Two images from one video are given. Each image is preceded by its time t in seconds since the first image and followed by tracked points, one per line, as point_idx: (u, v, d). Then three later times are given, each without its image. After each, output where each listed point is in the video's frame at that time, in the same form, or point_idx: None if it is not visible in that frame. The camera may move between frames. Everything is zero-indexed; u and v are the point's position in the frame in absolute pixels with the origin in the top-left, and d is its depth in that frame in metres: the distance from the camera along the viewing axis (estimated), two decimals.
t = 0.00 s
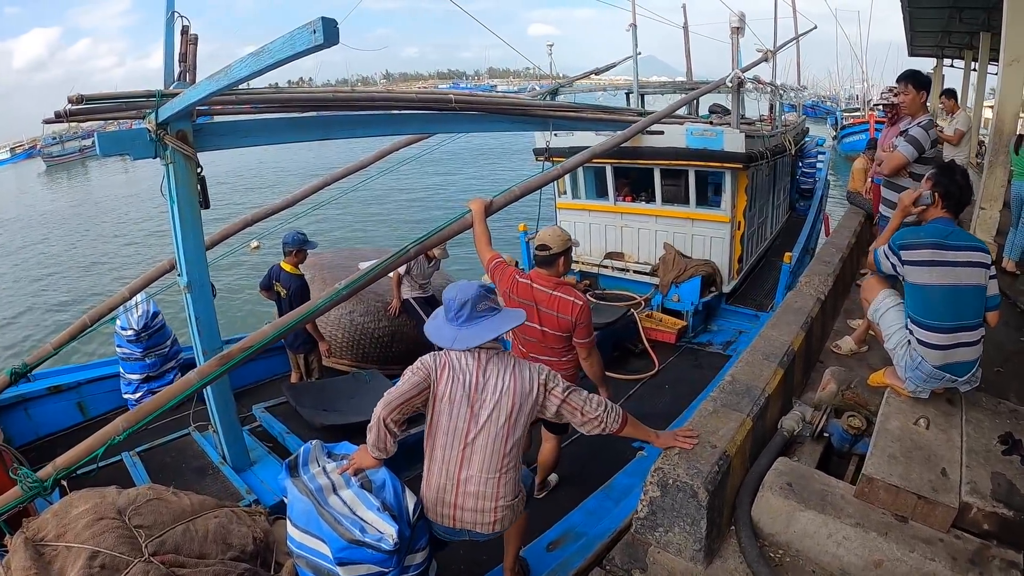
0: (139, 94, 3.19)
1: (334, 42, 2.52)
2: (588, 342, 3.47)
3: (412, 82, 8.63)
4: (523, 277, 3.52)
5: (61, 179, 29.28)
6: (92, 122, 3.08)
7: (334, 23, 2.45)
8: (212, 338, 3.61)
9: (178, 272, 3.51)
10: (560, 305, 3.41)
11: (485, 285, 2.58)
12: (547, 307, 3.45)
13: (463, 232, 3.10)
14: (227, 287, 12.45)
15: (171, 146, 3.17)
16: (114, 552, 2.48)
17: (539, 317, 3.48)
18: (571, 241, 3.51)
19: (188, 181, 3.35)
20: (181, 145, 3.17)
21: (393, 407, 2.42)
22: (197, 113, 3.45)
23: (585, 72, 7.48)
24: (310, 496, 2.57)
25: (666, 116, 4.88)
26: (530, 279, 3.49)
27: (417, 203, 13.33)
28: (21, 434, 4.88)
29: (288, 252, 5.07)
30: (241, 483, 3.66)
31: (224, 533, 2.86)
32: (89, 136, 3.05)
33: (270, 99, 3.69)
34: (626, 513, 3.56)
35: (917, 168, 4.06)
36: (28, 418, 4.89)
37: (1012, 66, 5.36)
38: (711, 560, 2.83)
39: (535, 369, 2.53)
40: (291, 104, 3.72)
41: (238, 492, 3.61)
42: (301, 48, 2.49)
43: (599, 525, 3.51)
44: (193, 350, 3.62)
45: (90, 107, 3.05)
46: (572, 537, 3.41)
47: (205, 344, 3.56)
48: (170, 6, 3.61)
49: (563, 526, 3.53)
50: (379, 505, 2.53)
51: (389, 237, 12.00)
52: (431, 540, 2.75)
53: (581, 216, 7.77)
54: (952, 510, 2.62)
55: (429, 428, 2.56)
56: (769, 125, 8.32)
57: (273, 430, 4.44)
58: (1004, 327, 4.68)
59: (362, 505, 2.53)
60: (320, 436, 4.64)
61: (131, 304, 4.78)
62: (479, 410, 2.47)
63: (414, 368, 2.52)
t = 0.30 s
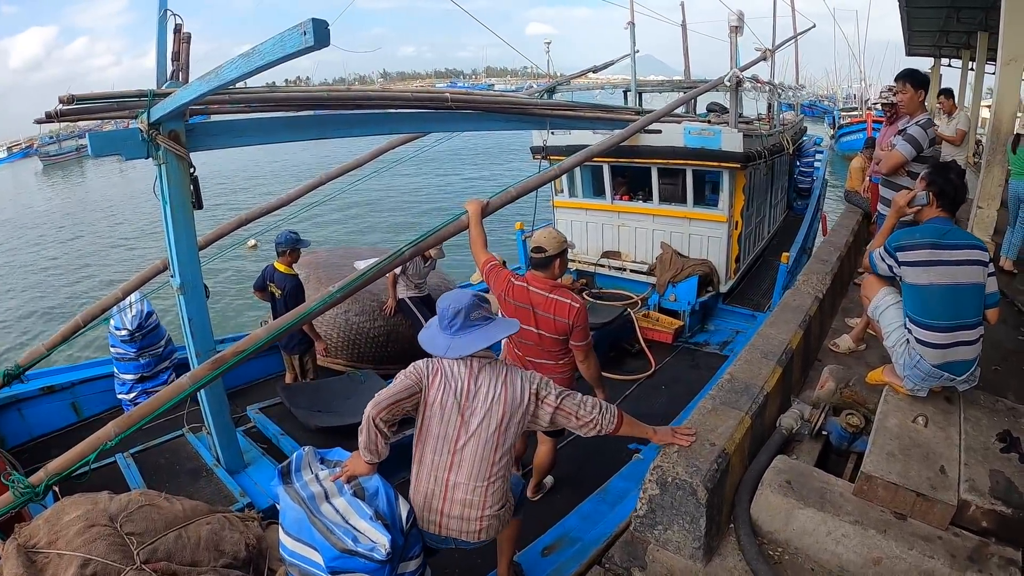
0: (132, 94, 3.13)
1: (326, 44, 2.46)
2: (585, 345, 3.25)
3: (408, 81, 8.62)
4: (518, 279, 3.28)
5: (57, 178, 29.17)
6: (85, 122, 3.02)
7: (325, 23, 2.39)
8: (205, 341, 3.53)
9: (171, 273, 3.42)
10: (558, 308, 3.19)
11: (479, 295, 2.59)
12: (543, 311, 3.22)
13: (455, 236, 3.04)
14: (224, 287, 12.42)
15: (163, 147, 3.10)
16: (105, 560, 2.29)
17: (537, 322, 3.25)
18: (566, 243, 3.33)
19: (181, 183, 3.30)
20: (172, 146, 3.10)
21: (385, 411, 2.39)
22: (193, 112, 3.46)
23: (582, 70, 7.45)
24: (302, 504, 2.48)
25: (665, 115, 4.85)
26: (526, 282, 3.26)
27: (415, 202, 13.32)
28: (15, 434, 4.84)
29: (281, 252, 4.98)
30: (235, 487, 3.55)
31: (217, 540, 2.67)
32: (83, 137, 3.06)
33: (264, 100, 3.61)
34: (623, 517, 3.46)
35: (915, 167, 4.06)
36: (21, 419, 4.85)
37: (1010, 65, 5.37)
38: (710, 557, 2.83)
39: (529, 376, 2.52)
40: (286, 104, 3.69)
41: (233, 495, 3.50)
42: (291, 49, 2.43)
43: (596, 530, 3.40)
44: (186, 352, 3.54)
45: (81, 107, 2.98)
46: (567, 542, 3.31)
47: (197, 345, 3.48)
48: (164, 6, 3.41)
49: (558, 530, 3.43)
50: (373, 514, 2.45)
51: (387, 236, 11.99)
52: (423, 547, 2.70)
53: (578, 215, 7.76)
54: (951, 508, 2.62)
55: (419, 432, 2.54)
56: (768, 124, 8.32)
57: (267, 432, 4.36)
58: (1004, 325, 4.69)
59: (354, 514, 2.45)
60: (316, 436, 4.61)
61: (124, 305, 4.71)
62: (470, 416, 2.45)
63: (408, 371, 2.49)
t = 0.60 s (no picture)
0: (122, 94, 3.10)
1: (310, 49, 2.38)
2: (577, 351, 3.12)
3: (406, 80, 8.59)
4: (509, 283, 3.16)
5: (55, 178, 29.12)
6: (76, 123, 3.01)
7: (309, 27, 2.32)
8: (197, 344, 3.50)
9: (162, 275, 3.41)
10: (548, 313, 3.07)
11: (464, 298, 2.54)
12: (534, 316, 3.10)
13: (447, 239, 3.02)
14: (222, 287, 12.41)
15: (154, 147, 3.10)
16: (93, 566, 2.30)
17: (527, 327, 3.13)
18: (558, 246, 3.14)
19: (172, 183, 3.29)
20: (163, 147, 3.10)
21: (371, 422, 2.34)
22: (188, 112, 3.44)
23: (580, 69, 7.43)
24: (291, 514, 2.48)
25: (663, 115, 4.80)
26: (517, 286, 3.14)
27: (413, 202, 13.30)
28: (9, 434, 4.84)
29: (273, 252, 4.95)
30: (226, 488, 3.53)
31: (205, 546, 2.64)
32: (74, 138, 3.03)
33: (259, 99, 3.59)
34: (615, 522, 3.41)
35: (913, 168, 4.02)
36: (15, 418, 4.85)
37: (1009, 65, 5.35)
38: (704, 558, 2.82)
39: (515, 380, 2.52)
40: (279, 104, 3.66)
41: (223, 497, 3.46)
42: (274, 54, 2.36)
43: (587, 535, 3.35)
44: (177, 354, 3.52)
45: (72, 108, 2.98)
46: (558, 547, 3.27)
47: (189, 347, 3.46)
48: (156, 6, 3.36)
49: (548, 535, 3.39)
50: (361, 526, 2.40)
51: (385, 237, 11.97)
52: (412, 551, 2.69)
53: (575, 215, 7.76)
54: (946, 509, 2.61)
55: (405, 440, 2.52)
56: (766, 123, 8.31)
57: (261, 433, 4.33)
58: (1000, 325, 4.68)
59: (343, 525, 2.41)
60: (311, 437, 4.60)
61: (119, 304, 4.69)
62: (457, 422, 2.43)
63: (391, 380, 2.45)
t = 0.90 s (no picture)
0: (109, 96, 3.09)
1: (288, 53, 2.31)
2: (564, 355, 3.09)
3: (402, 80, 8.58)
4: (493, 286, 3.09)
5: (55, 177, 29.14)
6: (64, 125, 3.03)
7: (285, 31, 2.25)
8: (186, 347, 3.50)
9: (151, 276, 3.41)
10: (533, 318, 3.02)
11: (401, 295, 2.52)
12: (519, 320, 3.05)
13: (439, 241, 3.01)
14: (220, 286, 12.40)
15: (141, 149, 3.10)
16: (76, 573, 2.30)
17: (512, 330, 3.09)
18: (544, 249, 3.09)
19: (161, 184, 3.29)
20: (151, 149, 3.11)
21: (332, 440, 2.29)
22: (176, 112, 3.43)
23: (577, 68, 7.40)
24: (276, 527, 2.37)
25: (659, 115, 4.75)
26: (500, 289, 3.06)
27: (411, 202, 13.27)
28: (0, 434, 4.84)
29: (263, 253, 4.90)
30: (215, 491, 3.53)
31: (189, 551, 2.63)
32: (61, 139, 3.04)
33: (252, 99, 3.56)
34: (604, 529, 3.32)
35: (908, 168, 4.02)
36: (7, 418, 4.85)
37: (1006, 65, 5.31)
38: (694, 562, 2.79)
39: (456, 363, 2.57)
40: (269, 104, 3.61)
41: (212, 499, 3.46)
42: (251, 59, 2.30)
43: (575, 542, 3.29)
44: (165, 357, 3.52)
45: (60, 110, 3.00)
46: (545, 554, 3.20)
47: (177, 348, 3.45)
48: (144, 6, 3.36)
49: (536, 541, 3.31)
50: (347, 542, 2.34)
51: (382, 236, 11.95)
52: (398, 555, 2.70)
53: (570, 215, 7.73)
54: (937, 514, 2.59)
55: (368, 450, 2.48)
56: (764, 123, 8.28)
57: (251, 435, 4.30)
58: (995, 327, 4.65)
59: (329, 543, 2.34)
60: (303, 438, 4.59)
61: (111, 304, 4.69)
62: (416, 419, 2.44)
63: (338, 396, 2.39)
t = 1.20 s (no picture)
0: (99, 96, 3.11)
1: (266, 54, 2.31)
2: (550, 360, 3.04)
3: (399, 79, 8.56)
4: (481, 288, 3.12)
5: (56, 175, 29.21)
6: (53, 125, 3.05)
7: (263, 32, 2.25)
8: (176, 349, 3.51)
9: (140, 277, 3.42)
10: (518, 321, 3.00)
11: (314, 292, 2.50)
12: (505, 323, 3.04)
13: (428, 241, 3.01)
14: (218, 286, 12.41)
15: (131, 149, 3.12)
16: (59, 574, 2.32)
17: (498, 334, 3.07)
18: (532, 252, 3.07)
19: (150, 184, 3.30)
20: (141, 148, 3.12)
21: (300, 446, 2.28)
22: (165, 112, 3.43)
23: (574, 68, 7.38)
24: (257, 532, 2.38)
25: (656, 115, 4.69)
26: (488, 291, 3.09)
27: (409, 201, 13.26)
28: None
29: (255, 252, 4.89)
30: (205, 491, 3.54)
31: (172, 553, 2.62)
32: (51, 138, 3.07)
33: (240, 98, 3.51)
34: (593, 534, 3.32)
35: (903, 170, 4.03)
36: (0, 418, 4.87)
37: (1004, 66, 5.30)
38: (681, 565, 2.77)
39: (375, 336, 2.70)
40: (257, 105, 3.54)
41: (201, 500, 3.47)
42: (229, 60, 2.29)
43: (563, 547, 3.27)
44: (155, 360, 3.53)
45: (49, 109, 3.02)
46: (533, 558, 3.19)
47: (166, 349, 3.45)
48: (135, 6, 3.36)
49: (523, 545, 3.29)
50: (328, 548, 2.34)
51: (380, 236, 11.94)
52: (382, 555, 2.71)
53: (566, 215, 7.71)
54: (928, 519, 2.56)
55: (333, 449, 2.49)
56: (762, 124, 8.24)
57: (242, 435, 4.30)
58: (990, 329, 4.62)
59: (310, 548, 2.34)
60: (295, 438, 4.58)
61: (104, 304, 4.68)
62: (370, 400, 2.52)
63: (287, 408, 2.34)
